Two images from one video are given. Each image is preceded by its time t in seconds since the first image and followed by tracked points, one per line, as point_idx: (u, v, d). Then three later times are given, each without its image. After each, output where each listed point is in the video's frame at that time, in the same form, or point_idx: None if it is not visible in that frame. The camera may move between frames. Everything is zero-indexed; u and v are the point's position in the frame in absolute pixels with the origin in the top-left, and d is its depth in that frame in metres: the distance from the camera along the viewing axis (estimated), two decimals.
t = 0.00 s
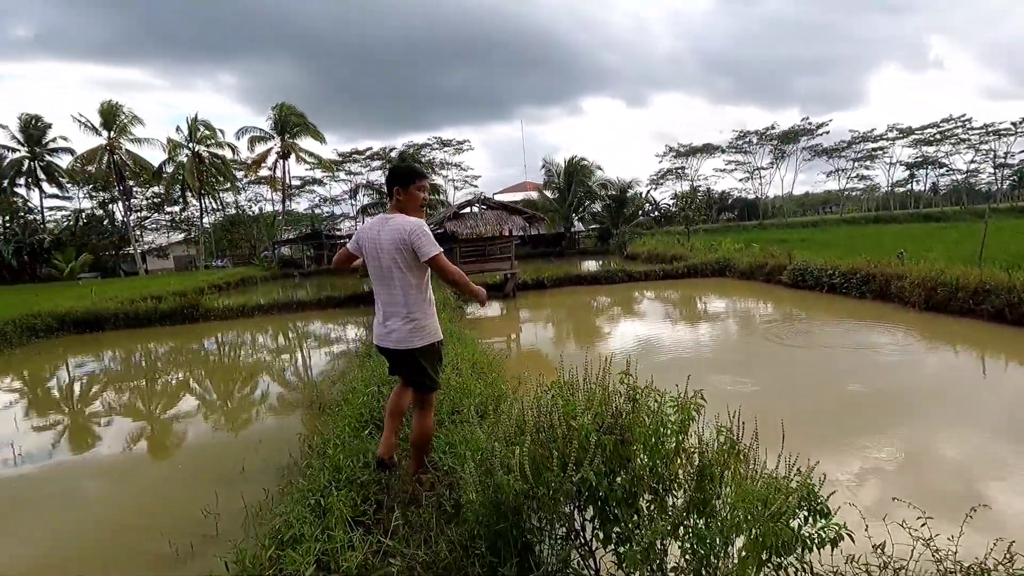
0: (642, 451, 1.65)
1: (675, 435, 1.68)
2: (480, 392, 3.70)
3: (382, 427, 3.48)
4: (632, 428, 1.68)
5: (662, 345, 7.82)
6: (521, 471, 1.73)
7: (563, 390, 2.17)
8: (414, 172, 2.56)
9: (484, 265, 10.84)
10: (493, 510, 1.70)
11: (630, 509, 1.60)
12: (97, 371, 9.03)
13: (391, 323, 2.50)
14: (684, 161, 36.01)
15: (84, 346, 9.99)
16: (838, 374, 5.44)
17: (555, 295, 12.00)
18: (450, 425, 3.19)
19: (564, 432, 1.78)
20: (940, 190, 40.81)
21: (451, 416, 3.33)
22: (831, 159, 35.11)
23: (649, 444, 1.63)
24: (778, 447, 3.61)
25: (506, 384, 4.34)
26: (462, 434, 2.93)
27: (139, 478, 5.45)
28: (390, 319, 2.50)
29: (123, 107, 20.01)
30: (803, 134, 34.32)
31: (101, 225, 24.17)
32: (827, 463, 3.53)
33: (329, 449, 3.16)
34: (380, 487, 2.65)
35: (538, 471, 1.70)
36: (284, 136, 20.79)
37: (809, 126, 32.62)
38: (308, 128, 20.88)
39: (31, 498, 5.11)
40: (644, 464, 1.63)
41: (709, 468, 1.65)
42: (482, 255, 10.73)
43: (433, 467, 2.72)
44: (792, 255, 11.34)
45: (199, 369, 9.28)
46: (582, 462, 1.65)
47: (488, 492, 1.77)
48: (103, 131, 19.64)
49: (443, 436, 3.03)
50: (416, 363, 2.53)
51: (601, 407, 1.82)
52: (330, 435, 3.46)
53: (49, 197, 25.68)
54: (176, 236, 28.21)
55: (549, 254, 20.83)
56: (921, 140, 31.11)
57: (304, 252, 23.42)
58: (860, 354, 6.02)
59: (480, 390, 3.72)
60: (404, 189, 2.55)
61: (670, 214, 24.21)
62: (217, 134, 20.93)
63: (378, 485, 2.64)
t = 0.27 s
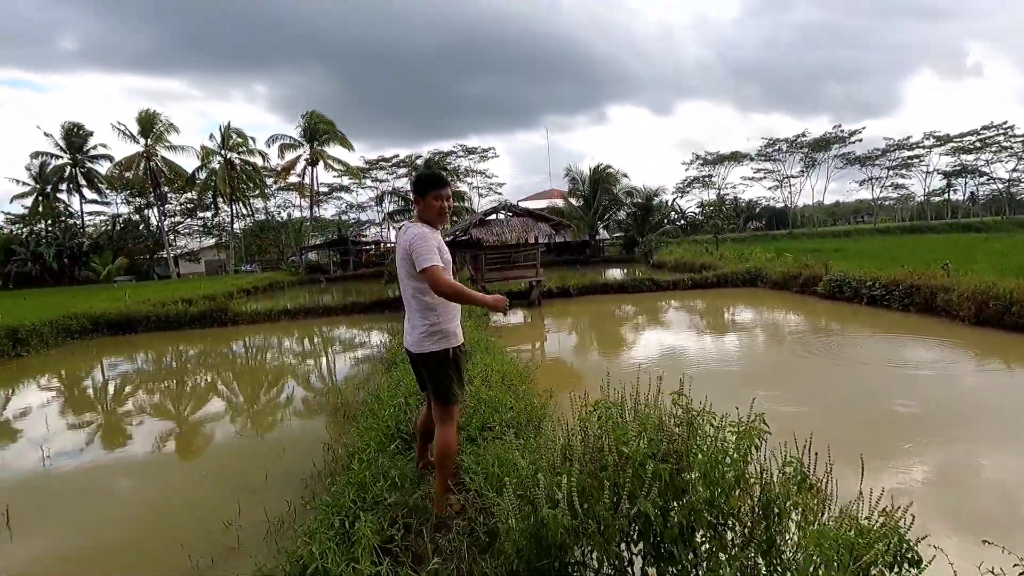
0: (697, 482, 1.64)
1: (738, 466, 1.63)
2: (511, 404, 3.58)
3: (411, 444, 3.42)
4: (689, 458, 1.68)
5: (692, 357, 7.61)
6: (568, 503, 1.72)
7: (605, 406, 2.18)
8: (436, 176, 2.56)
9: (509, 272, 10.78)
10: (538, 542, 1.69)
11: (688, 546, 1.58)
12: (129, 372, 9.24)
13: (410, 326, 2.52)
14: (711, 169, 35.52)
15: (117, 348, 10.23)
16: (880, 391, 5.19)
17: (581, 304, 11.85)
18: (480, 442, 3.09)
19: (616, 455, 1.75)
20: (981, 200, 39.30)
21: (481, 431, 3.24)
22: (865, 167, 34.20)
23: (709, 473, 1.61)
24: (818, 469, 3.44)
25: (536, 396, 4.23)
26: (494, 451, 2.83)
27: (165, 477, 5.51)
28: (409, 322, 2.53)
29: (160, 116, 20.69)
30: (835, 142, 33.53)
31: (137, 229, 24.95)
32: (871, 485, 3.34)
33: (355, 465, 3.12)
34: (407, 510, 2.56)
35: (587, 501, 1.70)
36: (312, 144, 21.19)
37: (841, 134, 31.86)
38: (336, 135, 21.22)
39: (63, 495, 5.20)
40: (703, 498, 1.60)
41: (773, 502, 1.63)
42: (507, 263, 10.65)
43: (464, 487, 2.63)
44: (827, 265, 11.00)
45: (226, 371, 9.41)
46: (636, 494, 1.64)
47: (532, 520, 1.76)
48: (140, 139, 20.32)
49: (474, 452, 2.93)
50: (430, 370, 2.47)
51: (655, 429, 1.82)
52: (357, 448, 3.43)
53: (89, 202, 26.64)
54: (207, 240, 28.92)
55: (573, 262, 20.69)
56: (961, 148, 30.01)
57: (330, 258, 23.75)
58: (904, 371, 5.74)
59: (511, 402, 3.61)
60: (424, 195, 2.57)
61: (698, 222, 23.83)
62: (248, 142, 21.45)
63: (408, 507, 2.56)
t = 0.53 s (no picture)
0: (764, 531, 1.64)
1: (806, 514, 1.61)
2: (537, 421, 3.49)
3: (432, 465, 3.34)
4: (752, 509, 1.73)
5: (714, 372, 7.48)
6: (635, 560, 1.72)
7: (649, 437, 2.24)
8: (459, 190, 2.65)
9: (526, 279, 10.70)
10: None
11: None
12: (149, 376, 9.32)
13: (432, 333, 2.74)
14: (728, 173, 35.14)
15: (137, 352, 10.34)
16: (910, 416, 5.06)
17: (598, 310, 11.74)
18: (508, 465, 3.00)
19: (675, 509, 1.87)
20: (1006, 204, 38.41)
21: (507, 453, 3.15)
22: (887, 171, 33.54)
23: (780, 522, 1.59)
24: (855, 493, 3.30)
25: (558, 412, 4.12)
26: (525, 477, 2.75)
27: (182, 482, 5.48)
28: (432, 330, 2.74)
29: (181, 123, 21.04)
30: (855, 145, 32.97)
31: (157, 235, 25.37)
32: (911, 512, 3.20)
33: (377, 492, 3.07)
34: (428, 543, 2.48)
35: (647, 553, 1.71)
36: (329, 150, 21.37)
37: (862, 137, 31.33)
38: (352, 141, 21.42)
39: (82, 500, 5.18)
40: (769, 548, 1.59)
41: (846, 550, 1.57)
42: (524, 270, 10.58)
43: (491, 516, 2.55)
44: (852, 271, 10.74)
45: (243, 375, 9.45)
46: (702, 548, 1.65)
47: None
48: (162, 146, 20.68)
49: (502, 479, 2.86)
50: (453, 378, 2.61)
51: (712, 479, 1.94)
52: (377, 471, 3.39)
53: (112, 207, 27.18)
54: (225, 246, 29.30)
55: (590, 268, 20.67)
56: (987, 151, 29.36)
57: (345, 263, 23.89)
58: (935, 394, 5.58)
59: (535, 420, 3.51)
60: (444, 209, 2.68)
61: (715, 228, 23.60)
62: (266, 149, 21.72)
63: (434, 538, 2.47)
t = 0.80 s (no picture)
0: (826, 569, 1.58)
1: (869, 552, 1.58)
2: (558, 433, 3.38)
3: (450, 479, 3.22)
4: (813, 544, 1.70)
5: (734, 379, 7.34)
6: None
7: (688, 456, 2.23)
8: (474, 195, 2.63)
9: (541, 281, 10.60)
10: None
11: None
12: (167, 380, 9.40)
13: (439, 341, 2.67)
14: (742, 172, 34.79)
15: (155, 357, 10.42)
16: (942, 438, 4.93)
17: (614, 313, 11.61)
18: (533, 483, 2.89)
19: (728, 544, 1.83)
20: None
21: (531, 469, 3.03)
22: (906, 168, 32.90)
23: (861, 568, 1.49)
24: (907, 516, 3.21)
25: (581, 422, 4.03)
26: (551, 497, 2.64)
27: (199, 488, 5.42)
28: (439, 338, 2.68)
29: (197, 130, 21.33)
30: (873, 142, 32.42)
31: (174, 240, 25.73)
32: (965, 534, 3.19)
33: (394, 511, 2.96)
34: (449, 569, 2.27)
35: None
36: (343, 154, 21.52)
37: (881, 134, 30.79)
38: (365, 145, 21.53)
39: (98, 508, 5.10)
40: None
41: None
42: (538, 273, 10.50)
43: (515, 540, 2.44)
44: (876, 271, 10.50)
45: (260, 379, 9.48)
46: None
47: None
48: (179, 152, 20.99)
49: (526, 501, 2.73)
50: (472, 379, 2.62)
51: (769, 511, 1.94)
52: (394, 487, 3.29)
53: (131, 214, 27.65)
54: (241, 250, 29.64)
55: (604, 270, 20.59)
56: (1011, 146, 28.65)
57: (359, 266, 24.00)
58: (969, 413, 5.42)
59: (557, 431, 3.41)
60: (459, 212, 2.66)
61: (730, 228, 23.32)
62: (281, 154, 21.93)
63: (455, 561, 2.27)
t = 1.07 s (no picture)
0: None
1: None
2: (577, 441, 3.27)
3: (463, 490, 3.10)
4: None
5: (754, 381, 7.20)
6: None
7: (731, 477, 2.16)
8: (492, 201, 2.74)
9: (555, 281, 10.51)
10: None
11: None
12: (185, 381, 9.49)
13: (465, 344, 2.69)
14: (757, 169, 34.37)
15: (171, 359, 10.52)
16: (973, 438, 4.76)
17: (629, 311, 11.47)
18: (553, 495, 2.78)
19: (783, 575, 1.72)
20: None
21: (550, 481, 2.92)
22: (927, 162, 32.20)
23: None
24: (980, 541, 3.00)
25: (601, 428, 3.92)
26: (572, 512, 2.54)
27: (212, 493, 5.39)
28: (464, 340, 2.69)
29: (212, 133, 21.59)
30: (892, 136, 31.80)
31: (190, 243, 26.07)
32: None
33: (404, 525, 2.86)
34: None
35: None
36: (355, 156, 21.64)
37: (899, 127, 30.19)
38: (377, 146, 21.61)
39: (110, 514, 5.09)
40: None
41: None
42: (551, 271, 10.42)
43: (534, 560, 2.34)
44: (899, 267, 10.24)
45: (275, 379, 9.52)
46: None
47: None
48: (194, 156, 21.26)
49: (546, 515, 2.61)
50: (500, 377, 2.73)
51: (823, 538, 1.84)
52: (407, 498, 3.19)
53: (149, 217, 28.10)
54: (256, 252, 29.94)
55: (617, 268, 20.45)
56: None
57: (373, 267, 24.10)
58: (1001, 413, 5.23)
59: (576, 439, 3.29)
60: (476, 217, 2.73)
61: (746, 225, 23.02)
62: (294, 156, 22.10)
63: None
